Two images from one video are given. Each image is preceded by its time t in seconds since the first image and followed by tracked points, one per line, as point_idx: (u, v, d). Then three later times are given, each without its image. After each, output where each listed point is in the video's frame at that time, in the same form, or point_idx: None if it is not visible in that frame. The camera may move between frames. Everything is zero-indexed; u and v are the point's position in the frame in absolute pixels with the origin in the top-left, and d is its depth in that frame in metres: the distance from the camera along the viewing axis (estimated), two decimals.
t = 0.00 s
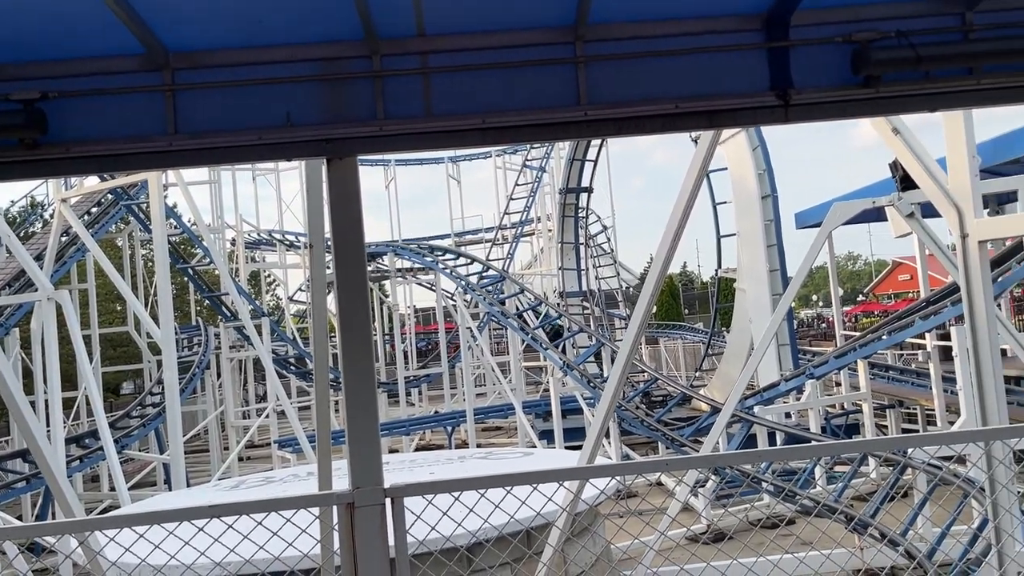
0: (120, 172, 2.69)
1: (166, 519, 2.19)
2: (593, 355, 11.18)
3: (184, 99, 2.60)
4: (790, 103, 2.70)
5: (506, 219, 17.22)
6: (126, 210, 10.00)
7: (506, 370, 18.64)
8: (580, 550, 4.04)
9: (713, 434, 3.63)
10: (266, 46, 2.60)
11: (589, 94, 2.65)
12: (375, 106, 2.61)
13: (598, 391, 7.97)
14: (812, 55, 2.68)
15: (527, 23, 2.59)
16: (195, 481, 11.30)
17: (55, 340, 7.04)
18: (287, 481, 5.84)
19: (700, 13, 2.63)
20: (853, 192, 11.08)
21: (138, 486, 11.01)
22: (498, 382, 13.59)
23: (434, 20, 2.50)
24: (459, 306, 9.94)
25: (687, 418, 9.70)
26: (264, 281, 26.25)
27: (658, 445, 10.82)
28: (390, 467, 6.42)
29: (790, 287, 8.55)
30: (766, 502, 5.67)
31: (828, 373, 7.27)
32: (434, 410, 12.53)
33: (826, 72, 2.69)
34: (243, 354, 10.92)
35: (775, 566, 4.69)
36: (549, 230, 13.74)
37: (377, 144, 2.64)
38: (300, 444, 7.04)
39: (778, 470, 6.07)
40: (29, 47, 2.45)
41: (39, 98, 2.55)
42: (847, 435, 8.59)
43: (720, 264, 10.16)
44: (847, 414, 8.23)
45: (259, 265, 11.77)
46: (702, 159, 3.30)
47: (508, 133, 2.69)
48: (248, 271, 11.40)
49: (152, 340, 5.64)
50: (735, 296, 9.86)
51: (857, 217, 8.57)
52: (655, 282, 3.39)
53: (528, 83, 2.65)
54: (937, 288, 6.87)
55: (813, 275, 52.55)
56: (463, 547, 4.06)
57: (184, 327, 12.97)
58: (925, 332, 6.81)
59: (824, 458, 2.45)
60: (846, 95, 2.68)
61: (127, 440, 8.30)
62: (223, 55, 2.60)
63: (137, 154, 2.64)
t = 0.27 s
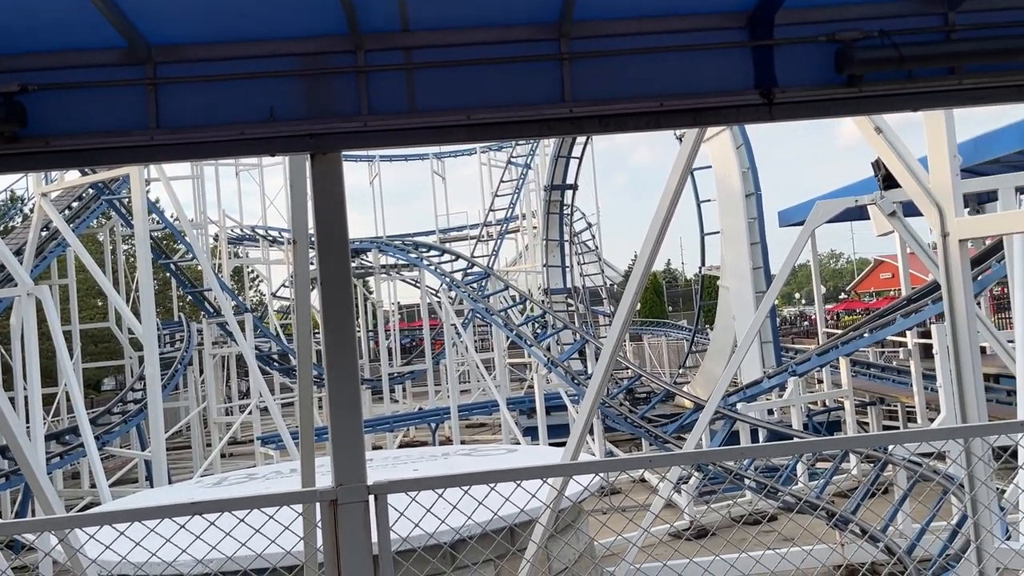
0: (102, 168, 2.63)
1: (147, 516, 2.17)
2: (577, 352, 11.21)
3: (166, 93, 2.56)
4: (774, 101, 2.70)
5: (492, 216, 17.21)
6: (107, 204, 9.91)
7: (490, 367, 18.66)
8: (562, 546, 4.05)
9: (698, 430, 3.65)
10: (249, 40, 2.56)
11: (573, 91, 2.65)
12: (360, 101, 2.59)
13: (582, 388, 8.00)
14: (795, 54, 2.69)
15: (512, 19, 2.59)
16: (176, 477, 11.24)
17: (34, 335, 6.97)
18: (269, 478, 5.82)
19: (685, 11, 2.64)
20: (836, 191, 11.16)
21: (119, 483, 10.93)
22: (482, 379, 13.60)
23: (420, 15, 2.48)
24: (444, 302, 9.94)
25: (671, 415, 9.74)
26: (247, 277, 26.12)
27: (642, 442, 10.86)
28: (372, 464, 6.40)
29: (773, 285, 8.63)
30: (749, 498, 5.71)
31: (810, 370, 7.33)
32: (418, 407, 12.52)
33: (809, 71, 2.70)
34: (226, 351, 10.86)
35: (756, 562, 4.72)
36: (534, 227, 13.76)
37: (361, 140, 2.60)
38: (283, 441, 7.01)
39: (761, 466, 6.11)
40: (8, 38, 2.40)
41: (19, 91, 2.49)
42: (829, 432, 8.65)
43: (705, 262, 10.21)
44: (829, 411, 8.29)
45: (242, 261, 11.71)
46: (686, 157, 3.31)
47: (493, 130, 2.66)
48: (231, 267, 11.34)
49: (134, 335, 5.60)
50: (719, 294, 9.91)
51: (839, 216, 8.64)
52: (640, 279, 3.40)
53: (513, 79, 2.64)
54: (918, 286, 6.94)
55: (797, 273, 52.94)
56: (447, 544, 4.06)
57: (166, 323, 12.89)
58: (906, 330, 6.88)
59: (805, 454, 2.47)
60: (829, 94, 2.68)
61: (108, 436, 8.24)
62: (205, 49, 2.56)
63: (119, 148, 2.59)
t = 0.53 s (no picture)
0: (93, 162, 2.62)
1: (138, 512, 2.17)
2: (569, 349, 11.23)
3: (158, 88, 2.55)
4: (766, 100, 2.71)
5: (484, 213, 17.21)
6: (98, 199, 9.86)
7: (482, 364, 18.68)
8: (553, 543, 4.06)
9: (689, 427, 3.66)
10: (241, 35, 2.55)
11: (566, 88, 2.65)
12: (352, 97, 2.59)
13: (574, 385, 8.02)
14: (787, 53, 2.70)
15: (505, 16, 2.58)
16: (167, 473, 11.22)
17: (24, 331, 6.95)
18: (259, 474, 5.81)
19: (679, 9, 2.64)
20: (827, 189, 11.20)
21: (110, 479, 10.90)
22: (475, 376, 13.62)
23: (413, 11, 2.47)
24: (436, 299, 9.94)
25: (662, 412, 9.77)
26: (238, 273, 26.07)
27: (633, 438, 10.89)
28: (364, 460, 6.40)
29: (764, 283, 8.69)
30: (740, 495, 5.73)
31: (801, 368, 7.35)
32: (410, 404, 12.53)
33: (802, 69, 2.70)
34: (217, 347, 10.84)
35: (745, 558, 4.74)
36: (527, 224, 13.77)
37: (354, 136, 2.60)
38: (274, 437, 7.00)
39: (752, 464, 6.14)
40: None
41: (10, 85, 2.48)
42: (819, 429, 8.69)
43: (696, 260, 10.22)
44: (819, 409, 8.33)
45: (233, 257, 11.68)
46: (678, 155, 3.31)
47: (486, 126, 2.66)
48: (222, 262, 11.29)
49: (124, 331, 5.57)
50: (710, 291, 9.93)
51: (830, 215, 8.69)
52: (631, 277, 3.40)
53: (506, 76, 2.64)
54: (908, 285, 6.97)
55: (788, 270, 53.19)
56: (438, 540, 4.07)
57: (157, 318, 12.86)
58: (895, 328, 6.92)
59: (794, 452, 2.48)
60: (821, 93, 2.69)
61: (98, 432, 8.22)
62: (197, 44, 2.55)
63: (111, 143, 2.58)
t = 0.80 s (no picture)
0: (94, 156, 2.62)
1: (137, 507, 2.17)
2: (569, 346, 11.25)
3: (159, 82, 2.55)
4: (767, 97, 2.71)
5: (484, 210, 17.21)
6: (98, 194, 9.85)
7: (482, 360, 18.70)
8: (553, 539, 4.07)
9: (687, 425, 3.66)
10: (242, 30, 2.55)
11: (567, 84, 2.64)
12: (353, 92, 2.58)
13: (573, 382, 8.04)
14: (789, 50, 2.70)
15: (507, 12, 2.58)
16: (167, 468, 11.24)
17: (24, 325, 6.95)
18: (258, 470, 5.82)
19: (681, 5, 2.63)
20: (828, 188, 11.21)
21: (109, 473, 10.92)
22: (474, 372, 13.63)
23: (415, 7, 2.47)
24: (436, 295, 9.95)
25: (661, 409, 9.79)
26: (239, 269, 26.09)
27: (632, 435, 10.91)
28: (363, 456, 6.39)
29: (764, 281, 8.67)
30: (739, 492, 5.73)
31: (800, 365, 7.29)
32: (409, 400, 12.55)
33: (803, 67, 2.70)
34: (217, 342, 10.85)
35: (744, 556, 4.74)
36: (527, 221, 13.78)
37: (355, 132, 2.60)
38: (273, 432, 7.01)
39: (751, 462, 6.14)
40: None
41: (11, 79, 2.47)
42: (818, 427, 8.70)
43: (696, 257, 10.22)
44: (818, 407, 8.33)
45: (233, 253, 11.68)
46: (679, 153, 3.30)
47: (487, 122, 2.66)
48: (222, 258, 11.29)
49: (124, 326, 5.58)
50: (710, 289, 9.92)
51: (831, 213, 8.68)
52: (631, 275, 3.40)
53: (508, 72, 2.63)
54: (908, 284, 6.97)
55: (787, 269, 53.24)
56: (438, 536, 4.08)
57: (157, 314, 12.88)
58: (895, 327, 6.92)
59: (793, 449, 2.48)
60: (823, 90, 2.69)
61: (98, 426, 8.23)
62: (198, 38, 2.55)
63: (111, 137, 2.58)
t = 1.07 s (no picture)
0: (106, 151, 2.64)
1: (148, 499, 2.17)
2: (576, 343, 11.26)
3: (172, 78, 2.56)
4: (778, 94, 2.70)
5: (492, 206, 17.23)
6: (109, 189, 9.90)
7: (489, 357, 18.72)
8: (562, 534, 4.08)
9: (695, 422, 3.65)
10: (254, 25, 2.56)
11: (578, 80, 2.64)
12: (365, 88, 2.59)
13: (581, 379, 8.04)
14: (800, 47, 2.69)
15: (517, 8, 2.58)
16: (176, 463, 11.31)
17: (36, 318, 7.00)
18: (267, 464, 5.85)
19: (692, 2, 2.62)
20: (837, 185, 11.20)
21: (119, 467, 11.00)
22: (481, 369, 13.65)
23: (426, 3, 2.47)
24: (444, 291, 9.97)
25: (669, 407, 9.79)
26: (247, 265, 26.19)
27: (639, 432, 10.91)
28: (371, 451, 6.42)
29: (772, 279, 8.49)
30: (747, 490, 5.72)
31: (809, 364, 7.35)
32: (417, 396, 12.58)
33: (814, 64, 2.70)
34: (226, 337, 10.89)
35: (753, 553, 4.74)
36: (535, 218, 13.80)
37: (365, 127, 2.61)
38: (282, 427, 7.04)
39: (758, 460, 6.14)
40: (14, 19, 2.39)
41: (25, 74, 2.49)
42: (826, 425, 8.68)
43: (704, 255, 10.21)
44: (826, 405, 8.32)
45: (242, 248, 11.73)
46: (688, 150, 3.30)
47: (497, 118, 2.66)
48: (231, 254, 11.33)
49: (135, 320, 5.60)
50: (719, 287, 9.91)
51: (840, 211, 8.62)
52: (640, 272, 3.40)
53: (518, 68, 2.63)
54: (917, 282, 6.95)
55: (795, 267, 53.11)
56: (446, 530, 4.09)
57: (167, 308, 12.97)
58: (904, 325, 6.90)
59: (801, 447, 2.48)
60: (834, 87, 2.68)
61: (108, 420, 8.29)
62: (210, 33, 2.56)
63: (123, 133, 2.59)
